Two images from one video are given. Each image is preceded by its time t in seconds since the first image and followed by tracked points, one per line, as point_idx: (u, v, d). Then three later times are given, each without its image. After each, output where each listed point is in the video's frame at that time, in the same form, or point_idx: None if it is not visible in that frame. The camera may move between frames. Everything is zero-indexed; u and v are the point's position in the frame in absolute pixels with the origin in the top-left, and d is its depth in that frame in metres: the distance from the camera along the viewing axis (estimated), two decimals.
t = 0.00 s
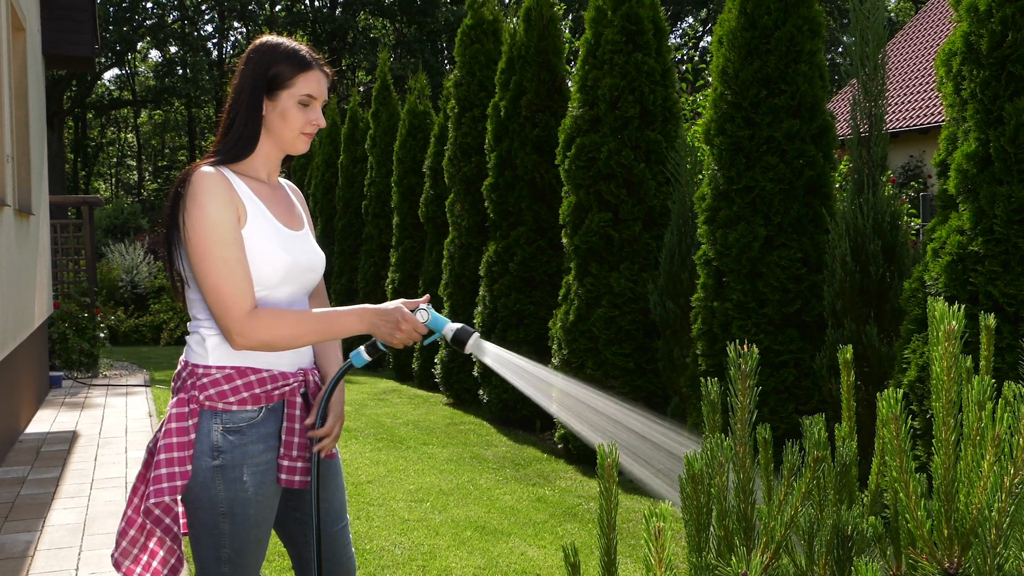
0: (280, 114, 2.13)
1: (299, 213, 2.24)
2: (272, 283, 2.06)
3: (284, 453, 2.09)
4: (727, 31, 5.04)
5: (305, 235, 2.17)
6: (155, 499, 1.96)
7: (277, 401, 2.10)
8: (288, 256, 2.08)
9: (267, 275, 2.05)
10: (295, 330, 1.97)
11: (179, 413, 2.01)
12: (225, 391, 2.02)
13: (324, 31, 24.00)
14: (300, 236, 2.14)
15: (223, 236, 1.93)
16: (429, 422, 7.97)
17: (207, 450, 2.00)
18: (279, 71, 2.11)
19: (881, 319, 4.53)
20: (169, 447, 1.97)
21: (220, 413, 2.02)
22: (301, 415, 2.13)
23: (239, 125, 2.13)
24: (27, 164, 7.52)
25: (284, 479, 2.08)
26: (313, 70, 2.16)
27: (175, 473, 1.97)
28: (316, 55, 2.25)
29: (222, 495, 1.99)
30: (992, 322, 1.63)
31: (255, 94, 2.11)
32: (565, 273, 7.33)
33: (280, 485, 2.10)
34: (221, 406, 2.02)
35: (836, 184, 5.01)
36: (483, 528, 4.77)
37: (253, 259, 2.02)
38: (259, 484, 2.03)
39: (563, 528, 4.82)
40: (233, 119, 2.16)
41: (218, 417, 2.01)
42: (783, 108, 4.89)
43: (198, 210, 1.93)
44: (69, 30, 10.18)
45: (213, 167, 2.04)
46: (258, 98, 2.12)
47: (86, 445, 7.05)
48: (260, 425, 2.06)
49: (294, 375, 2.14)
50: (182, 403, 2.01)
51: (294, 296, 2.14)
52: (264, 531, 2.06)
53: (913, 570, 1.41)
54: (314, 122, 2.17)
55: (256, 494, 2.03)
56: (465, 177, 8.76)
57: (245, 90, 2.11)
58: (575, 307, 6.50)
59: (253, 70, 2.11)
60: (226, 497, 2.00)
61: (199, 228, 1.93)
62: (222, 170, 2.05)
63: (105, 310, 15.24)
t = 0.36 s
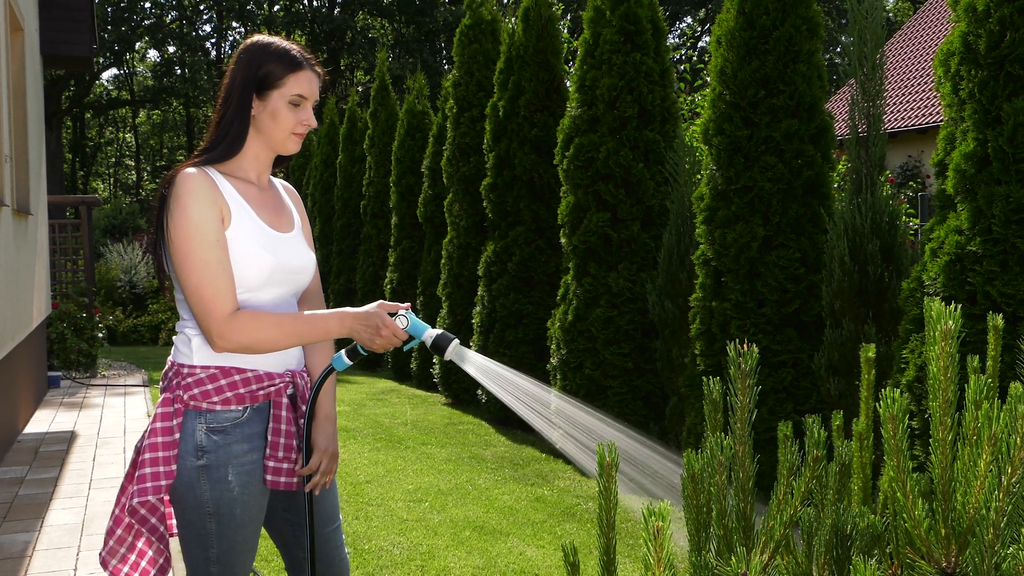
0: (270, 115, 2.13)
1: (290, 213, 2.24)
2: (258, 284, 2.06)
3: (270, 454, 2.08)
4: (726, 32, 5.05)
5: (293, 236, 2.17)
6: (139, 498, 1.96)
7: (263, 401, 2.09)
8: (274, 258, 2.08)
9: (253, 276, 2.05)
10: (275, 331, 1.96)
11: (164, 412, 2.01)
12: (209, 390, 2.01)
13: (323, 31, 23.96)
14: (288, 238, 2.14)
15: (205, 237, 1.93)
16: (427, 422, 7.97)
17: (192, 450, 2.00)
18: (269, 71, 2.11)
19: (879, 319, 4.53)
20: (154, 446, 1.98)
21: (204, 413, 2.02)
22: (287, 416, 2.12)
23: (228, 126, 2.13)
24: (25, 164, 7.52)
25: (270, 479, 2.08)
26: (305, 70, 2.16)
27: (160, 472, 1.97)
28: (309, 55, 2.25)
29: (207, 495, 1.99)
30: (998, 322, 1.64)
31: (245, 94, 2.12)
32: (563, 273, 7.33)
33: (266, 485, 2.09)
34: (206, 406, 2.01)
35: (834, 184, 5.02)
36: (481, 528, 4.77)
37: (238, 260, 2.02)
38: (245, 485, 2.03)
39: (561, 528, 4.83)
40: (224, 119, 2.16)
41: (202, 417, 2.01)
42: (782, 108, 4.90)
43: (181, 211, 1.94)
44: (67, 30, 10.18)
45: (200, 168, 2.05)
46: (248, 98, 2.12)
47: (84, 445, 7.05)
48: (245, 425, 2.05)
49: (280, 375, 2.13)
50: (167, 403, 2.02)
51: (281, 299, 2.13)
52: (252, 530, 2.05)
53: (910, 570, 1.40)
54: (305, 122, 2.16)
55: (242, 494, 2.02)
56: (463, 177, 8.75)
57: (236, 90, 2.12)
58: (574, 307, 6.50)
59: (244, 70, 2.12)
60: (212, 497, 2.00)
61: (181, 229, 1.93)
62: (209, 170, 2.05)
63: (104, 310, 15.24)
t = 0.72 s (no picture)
0: (264, 114, 2.13)
1: (283, 212, 2.24)
2: (248, 284, 2.06)
3: (263, 451, 2.08)
4: (726, 31, 5.05)
5: (286, 236, 2.16)
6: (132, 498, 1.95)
7: (254, 399, 2.09)
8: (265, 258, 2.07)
9: (244, 276, 2.04)
10: (258, 329, 1.94)
11: (155, 412, 2.00)
12: (201, 389, 2.02)
13: (322, 31, 23.93)
14: (280, 238, 2.13)
15: (195, 236, 1.93)
16: (427, 421, 7.97)
17: (184, 448, 1.99)
18: (264, 70, 2.11)
19: (879, 319, 4.53)
20: (146, 445, 1.97)
21: (196, 411, 2.01)
22: (279, 413, 2.12)
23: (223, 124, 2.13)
24: (25, 164, 7.52)
25: (263, 476, 2.07)
26: (300, 70, 2.16)
27: (153, 471, 1.96)
28: (305, 54, 2.25)
29: (201, 493, 1.98)
30: (1004, 322, 1.63)
31: (240, 93, 2.11)
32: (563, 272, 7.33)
33: (258, 483, 2.08)
34: (197, 405, 2.01)
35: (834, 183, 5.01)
36: (480, 528, 4.77)
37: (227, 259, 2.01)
38: (238, 482, 2.02)
39: (561, 527, 4.83)
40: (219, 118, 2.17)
41: (194, 416, 2.01)
42: (782, 108, 4.89)
43: (172, 208, 1.93)
44: (66, 29, 10.18)
45: (194, 166, 2.04)
46: (242, 97, 2.12)
47: (84, 444, 7.05)
48: (236, 423, 2.05)
49: (271, 372, 2.14)
50: (158, 403, 2.01)
51: (270, 298, 2.13)
52: (245, 528, 2.05)
53: (911, 570, 1.40)
54: (300, 122, 2.16)
55: (236, 492, 2.02)
56: (463, 176, 8.75)
57: (230, 89, 2.12)
58: (573, 307, 6.50)
59: (238, 69, 2.11)
60: (205, 494, 1.98)
61: (171, 226, 1.93)
62: (203, 168, 2.05)
63: (104, 310, 15.23)
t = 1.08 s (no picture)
0: (270, 113, 2.14)
1: (286, 209, 2.25)
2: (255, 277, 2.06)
3: (276, 443, 2.09)
4: (725, 31, 5.05)
5: (290, 232, 2.17)
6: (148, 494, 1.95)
7: (267, 393, 2.10)
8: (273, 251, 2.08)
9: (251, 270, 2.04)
10: (257, 316, 1.89)
11: (170, 408, 2.00)
12: (216, 385, 2.02)
13: (322, 30, 23.90)
14: (285, 234, 2.14)
15: (204, 229, 1.92)
16: (427, 421, 7.97)
17: (200, 443, 1.99)
18: (270, 70, 2.11)
19: (879, 319, 4.52)
20: (161, 442, 1.97)
21: (211, 406, 2.02)
22: (290, 407, 2.13)
23: (229, 122, 2.13)
24: (25, 163, 7.52)
25: (276, 469, 2.08)
26: (306, 70, 2.16)
27: (169, 467, 1.96)
28: (310, 53, 2.25)
29: (215, 487, 1.98)
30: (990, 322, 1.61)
31: (246, 92, 2.12)
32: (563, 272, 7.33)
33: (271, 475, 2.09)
34: (213, 400, 2.02)
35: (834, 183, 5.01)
36: (480, 528, 4.77)
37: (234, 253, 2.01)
38: (252, 475, 2.03)
39: (561, 528, 4.83)
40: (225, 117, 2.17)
41: (210, 411, 2.01)
42: (782, 108, 4.89)
43: (180, 202, 1.93)
44: (66, 30, 10.18)
45: (202, 162, 2.05)
46: (249, 95, 2.12)
47: (84, 445, 7.05)
48: (250, 418, 2.06)
49: (282, 366, 2.14)
50: (172, 399, 2.01)
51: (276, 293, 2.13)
52: (257, 523, 2.04)
53: (912, 568, 1.40)
54: (305, 121, 2.17)
55: (250, 486, 2.02)
56: (463, 176, 8.76)
57: (237, 88, 2.12)
58: (573, 307, 6.50)
59: (245, 68, 2.12)
60: (220, 488, 1.98)
61: (179, 221, 1.92)
62: (212, 165, 2.05)
63: (104, 310, 15.25)
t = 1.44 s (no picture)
0: (289, 114, 2.19)
1: (309, 206, 2.31)
2: (290, 273, 2.12)
3: (307, 434, 2.15)
4: (725, 31, 5.06)
5: (317, 228, 2.23)
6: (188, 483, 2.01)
7: (300, 385, 2.16)
8: (305, 248, 2.15)
9: (286, 267, 2.11)
10: (311, 320, 2.02)
11: (209, 400, 2.06)
12: (252, 378, 2.08)
13: (322, 30, 23.88)
14: (314, 230, 2.21)
15: (244, 233, 2.00)
16: (427, 421, 7.97)
17: (236, 433, 2.06)
18: (289, 71, 2.16)
19: (878, 319, 4.52)
20: (201, 433, 2.02)
21: (248, 398, 2.08)
22: (322, 398, 2.19)
23: (251, 124, 2.18)
24: (24, 164, 7.51)
25: (307, 458, 2.15)
26: (322, 70, 2.21)
27: (208, 458, 2.02)
28: (325, 54, 2.30)
29: (248, 477, 2.05)
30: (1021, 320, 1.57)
31: (266, 94, 2.17)
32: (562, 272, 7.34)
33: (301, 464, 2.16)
34: (250, 393, 2.08)
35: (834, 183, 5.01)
36: (480, 528, 4.77)
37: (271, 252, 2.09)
38: (284, 466, 2.09)
39: (561, 528, 4.83)
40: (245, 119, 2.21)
41: (247, 403, 2.08)
42: (781, 108, 4.89)
43: (218, 208, 2.01)
44: (66, 29, 10.18)
45: (230, 167, 2.11)
46: (268, 97, 2.17)
47: (83, 444, 7.05)
48: (284, 409, 2.12)
49: (314, 359, 2.20)
50: (212, 391, 2.07)
51: (310, 287, 2.21)
52: (286, 513, 2.12)
53: (911, 569, 1.40)
54: (323, 120, 2.22)
55: (281, 476, 2.09)
56: (462, 176, 8.76)
57: (257, 91, 2.17)
58: (573, 306, 6.50)
59: (264, 71, 2.17)
60: (252, 479, 2.05)
61: (218, 226, 2.00)
62: (240, 167, 2.12)
63: (103, 310, 15.23)
